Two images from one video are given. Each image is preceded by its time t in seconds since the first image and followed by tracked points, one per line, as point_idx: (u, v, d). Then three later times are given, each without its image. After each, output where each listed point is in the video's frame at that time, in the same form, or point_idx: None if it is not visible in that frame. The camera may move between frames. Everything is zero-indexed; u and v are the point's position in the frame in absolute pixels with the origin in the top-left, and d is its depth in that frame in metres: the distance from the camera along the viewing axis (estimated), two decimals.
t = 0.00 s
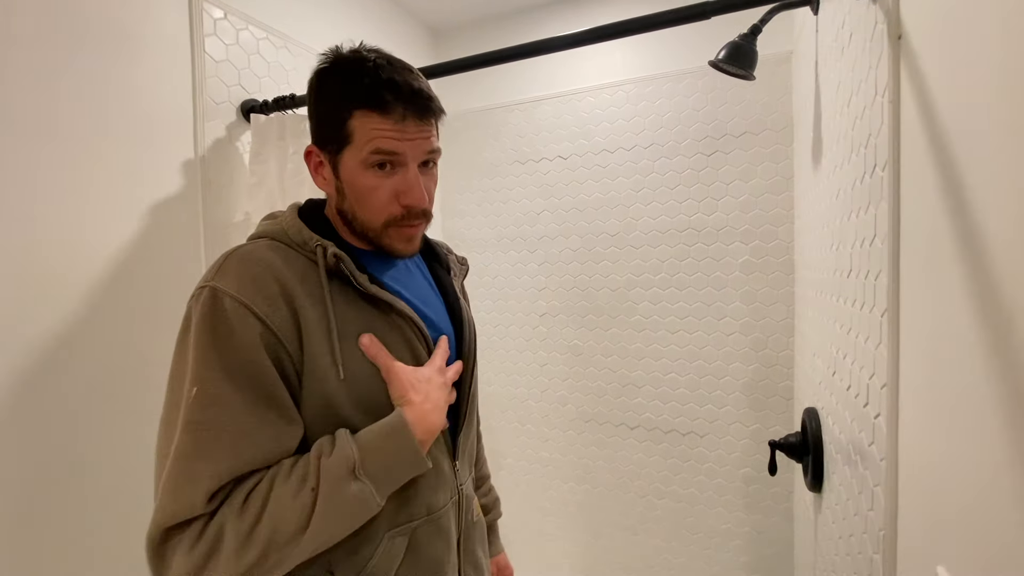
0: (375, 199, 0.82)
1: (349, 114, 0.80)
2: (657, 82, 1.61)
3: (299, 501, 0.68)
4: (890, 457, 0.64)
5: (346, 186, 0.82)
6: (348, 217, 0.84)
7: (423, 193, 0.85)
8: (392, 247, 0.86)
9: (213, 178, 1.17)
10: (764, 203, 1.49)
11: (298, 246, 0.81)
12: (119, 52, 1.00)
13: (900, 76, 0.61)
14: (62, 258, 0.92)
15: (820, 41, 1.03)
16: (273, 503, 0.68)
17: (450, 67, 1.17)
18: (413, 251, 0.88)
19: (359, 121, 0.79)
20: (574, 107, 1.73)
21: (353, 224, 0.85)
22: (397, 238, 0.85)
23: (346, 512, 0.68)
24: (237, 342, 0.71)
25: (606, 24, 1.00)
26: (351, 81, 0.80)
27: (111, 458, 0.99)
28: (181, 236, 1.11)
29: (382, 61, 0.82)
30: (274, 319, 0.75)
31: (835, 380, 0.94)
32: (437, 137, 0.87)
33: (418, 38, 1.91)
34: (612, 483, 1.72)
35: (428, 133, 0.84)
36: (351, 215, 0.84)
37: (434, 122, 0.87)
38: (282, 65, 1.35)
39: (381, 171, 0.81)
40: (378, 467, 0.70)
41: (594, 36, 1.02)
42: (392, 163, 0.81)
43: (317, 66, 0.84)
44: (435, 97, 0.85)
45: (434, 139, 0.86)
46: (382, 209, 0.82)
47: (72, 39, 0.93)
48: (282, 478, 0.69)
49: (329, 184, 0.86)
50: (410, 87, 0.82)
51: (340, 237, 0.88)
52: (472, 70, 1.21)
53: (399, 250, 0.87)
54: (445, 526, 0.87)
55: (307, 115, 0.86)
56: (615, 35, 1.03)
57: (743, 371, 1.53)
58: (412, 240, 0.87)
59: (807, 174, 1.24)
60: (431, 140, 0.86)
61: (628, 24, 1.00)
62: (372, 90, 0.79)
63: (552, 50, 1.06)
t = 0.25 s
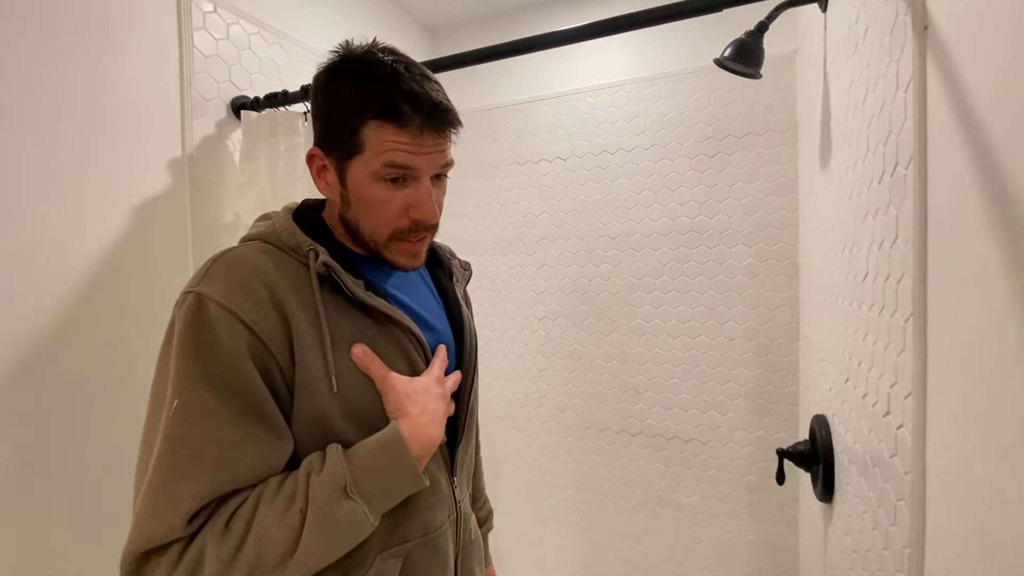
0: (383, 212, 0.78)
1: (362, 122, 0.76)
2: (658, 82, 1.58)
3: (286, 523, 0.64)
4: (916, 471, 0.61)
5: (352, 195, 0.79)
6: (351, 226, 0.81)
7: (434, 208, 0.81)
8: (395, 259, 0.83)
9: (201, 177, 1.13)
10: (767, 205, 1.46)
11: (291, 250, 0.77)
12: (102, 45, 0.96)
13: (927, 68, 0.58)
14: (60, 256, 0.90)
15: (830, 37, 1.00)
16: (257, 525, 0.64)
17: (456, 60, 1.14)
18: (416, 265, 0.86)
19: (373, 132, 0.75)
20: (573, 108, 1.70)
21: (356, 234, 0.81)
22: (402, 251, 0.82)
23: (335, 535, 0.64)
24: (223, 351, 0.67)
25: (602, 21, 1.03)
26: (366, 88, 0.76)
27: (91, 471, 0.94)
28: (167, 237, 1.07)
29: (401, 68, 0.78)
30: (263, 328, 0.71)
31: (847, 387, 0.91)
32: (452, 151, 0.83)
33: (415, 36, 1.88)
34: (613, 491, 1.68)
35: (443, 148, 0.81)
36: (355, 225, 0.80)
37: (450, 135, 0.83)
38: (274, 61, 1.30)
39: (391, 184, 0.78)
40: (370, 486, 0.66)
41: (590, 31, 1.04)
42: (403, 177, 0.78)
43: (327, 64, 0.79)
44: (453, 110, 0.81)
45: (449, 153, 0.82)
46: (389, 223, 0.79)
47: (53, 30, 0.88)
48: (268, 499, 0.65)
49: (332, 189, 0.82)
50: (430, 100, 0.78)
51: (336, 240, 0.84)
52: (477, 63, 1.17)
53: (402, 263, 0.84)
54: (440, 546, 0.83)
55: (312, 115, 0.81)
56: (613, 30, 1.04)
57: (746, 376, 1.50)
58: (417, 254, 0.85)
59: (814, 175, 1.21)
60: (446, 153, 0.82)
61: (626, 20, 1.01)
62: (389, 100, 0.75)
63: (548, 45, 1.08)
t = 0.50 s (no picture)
0: (393, 208, 0.74)
1: (373, 113, 0.72)
2: (662, 79, 1.54)
3: (284, 546, 0.60)
4: (956, 483, 0.57)
5: (358, 190, 0.75)
6: (356, 223, 0.77)
7: (446, 205, 0.78)
8: (403, 258, 0.79)
9: (190, 172, 1.08)
10: (775, 204, 1.43)
11: (288, 249, 0.73)
12: (85, 32, 0.91)
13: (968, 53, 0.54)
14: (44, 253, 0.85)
15: (846, 29, 0.97)
16: (253, 548, 0.60)
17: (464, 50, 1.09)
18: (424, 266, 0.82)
19: (385, 124, 0.72)
20: (575, 105, 1.67)
21: (361, 233, 0.77)
22: (411, 250, 0.78)
23: (335, 558, 0.60)
24: (216, 356, 0.63)
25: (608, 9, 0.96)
26: (378, 78, 0.72)
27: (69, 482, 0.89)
28: (153, 235, 1.02)
29: (414, 59, 0.74)
30: (258, 331, 0.66)
31: (868, 392, 0.87)
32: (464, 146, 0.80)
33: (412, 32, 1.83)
34: (615, 498, 1.64)
35: (456, 142, 0.77)
36: (360, 222, 0.76)
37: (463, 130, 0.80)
38: (268, 53, 1.25)
39: (402, 179, 0.74)
40: (373, 505, 0.62)
41: (599, 19, 0.97)
42: (416, 172, 0.74)
43: (332, 52, 0.75)
44: (468, 103, 0.78)
45: (461, 148, 0.79)
46: (398, 220, 0.75)
47: (31, 14, 0.83)
48: (264, 519, 0.61)
49: (335, 184, 0.77)
50: (446, 93, 0.74)
51: (336, 238, 0.79)
52: (484, 53, 1.12)
53: (411, 262, 0.80)
54: (445, 562, 0.79)
55: (315, 106, 0.77)
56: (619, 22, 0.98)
57: (753, 380, 1.46)
58: (425, 254, 0.81)
59: (825, 173, 1.18)
60: (458, 148, 0.79)
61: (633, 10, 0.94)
62: (402, 91, 0.71)
63: (555, 34, 1.02)
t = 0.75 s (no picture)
0: (392, 203, 0.72)
1: (373, 104, 0.69)
2: (664, 77, 1.52)
3: (281, 557, 0.57)
4: (982, 491, 0.54)
5: (356, 184, 0.72)
6: (353, 219, 0.74)
7: (446, 201, 0.75)
8: (402, 256, 0.76)
9: (182, 169, 1.04)
10: (779, 204, 1.41)
11: (283, 246, 0.70)
12: (73, 23, 0.87)
13: (997, 42, 0.52)
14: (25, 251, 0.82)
15: (857, 24, 0.95)
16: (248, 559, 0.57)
17: (465, 42, 1.05)
18: (423, 265, 0.79)
19: (386, 115, 0.69)
20: (575, 103, 1.64)
21: (359, 228, 0.74)
22: (409, 247, 0.75)
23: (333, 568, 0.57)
24: (208, 357, 0.60)
25: None
26: (380, 68, 0.69)
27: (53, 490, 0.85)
28: (144, 233, 0.98)
29: (417, 50, 0.72)
30: (253, 332, 0.63)
31: (881, 395, 0.84)
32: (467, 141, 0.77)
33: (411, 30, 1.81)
34: (617, 502, 1.61)
35: (459, 136, 0.75)
36: (357, 217, 0.73)
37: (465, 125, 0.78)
38: (263, 47, 1.21)
39: (402, 172, 0.71)
40: (373, 511, 0.59)
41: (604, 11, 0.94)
42: (417, 166, 0.71)
43: (331, 41, 0.73)
44: (471, 97, 0.76)
45: (463, 142, 0.77)
46: (398, 215, 0.72)
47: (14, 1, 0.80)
48: (259, 528, 0.59)
49: (332, 178, 0.75)
50: (448, 84, 0.72)
51: (333, 235, 0.76)
52: (485, 47, 1.09)
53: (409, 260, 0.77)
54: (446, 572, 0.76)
55: (313, 97, 0.74)
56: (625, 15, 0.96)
57: (757, 382, 1.44)
58: (424, 252, 0.78)
59: (832, 171, 1.16)
60: (460, 143, 0.76)
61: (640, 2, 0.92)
62: (404, 81, 0.69)
63: (557, 27, 0.99)
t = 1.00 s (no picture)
0: (404, 197, 0.71)
1: (389, 98, 0.69)
2: (670, 75, 1.52)
3: (291, 547, 0.57)
4: (996, 486, 0.55)
5: (370, 178, 0.72)
6: (365, 213, 0.74)
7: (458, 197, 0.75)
8: (412, 251, 0.75)
9: (190, 165, 1.04)
10: (784, 202, 1.41)
11: (296, 241, 0.70)
12: (83, 18, 0.87)
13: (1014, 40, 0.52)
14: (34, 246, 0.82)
15: (866, 22, 0.95)
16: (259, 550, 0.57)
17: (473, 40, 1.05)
18: (432, 261, 0.78)
19: (402, 109, 0.69)
20: (580, 100, 1.64)
21: (370, 223, 0.74)
22: (420, 243, 0.75)
23: (341, 560, 0.57)
24: (222, 349, 0.60)
25: None
26: (396, 63, 0.70)
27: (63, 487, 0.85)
28: (152, 229, 0.98)
29: (433, 46, 0.72)
30: (266, 326, 0.63)
31: (889, 393, 0.85)
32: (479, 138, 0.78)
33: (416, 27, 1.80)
34: (621, 499, 1.62)
35: (472, 133, 0.75)
36: (369, 212, 0.73)
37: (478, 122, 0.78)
38: (269, 43, 1.21)
39: (416, 167, 0.71)
40: (383, 503, 0.59)
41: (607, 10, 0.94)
42: (430, 161, 0.71)
43: (348, 36, 0.73)
44: (485, 94, 0.76)
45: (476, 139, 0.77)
46: (410, 211, 0.72)
47: None
48: (270, 520, 0.59)
49: (345, 172, 0.75)
50: (463, 80, 0.72)
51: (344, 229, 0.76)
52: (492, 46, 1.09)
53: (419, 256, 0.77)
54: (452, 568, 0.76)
55: (329, 91, 0.75)
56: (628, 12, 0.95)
57: (762, 380, 1.45)
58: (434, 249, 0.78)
59: (839, 169, 1.16)
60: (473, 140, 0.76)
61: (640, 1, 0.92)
62: (421, 76, 0.69)
63: (564, 25, 0.98)
